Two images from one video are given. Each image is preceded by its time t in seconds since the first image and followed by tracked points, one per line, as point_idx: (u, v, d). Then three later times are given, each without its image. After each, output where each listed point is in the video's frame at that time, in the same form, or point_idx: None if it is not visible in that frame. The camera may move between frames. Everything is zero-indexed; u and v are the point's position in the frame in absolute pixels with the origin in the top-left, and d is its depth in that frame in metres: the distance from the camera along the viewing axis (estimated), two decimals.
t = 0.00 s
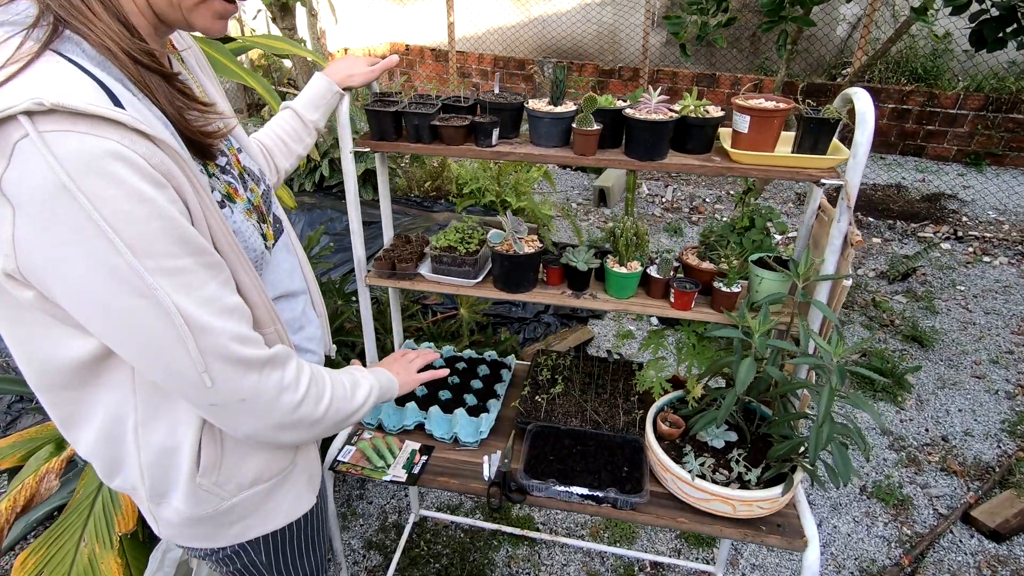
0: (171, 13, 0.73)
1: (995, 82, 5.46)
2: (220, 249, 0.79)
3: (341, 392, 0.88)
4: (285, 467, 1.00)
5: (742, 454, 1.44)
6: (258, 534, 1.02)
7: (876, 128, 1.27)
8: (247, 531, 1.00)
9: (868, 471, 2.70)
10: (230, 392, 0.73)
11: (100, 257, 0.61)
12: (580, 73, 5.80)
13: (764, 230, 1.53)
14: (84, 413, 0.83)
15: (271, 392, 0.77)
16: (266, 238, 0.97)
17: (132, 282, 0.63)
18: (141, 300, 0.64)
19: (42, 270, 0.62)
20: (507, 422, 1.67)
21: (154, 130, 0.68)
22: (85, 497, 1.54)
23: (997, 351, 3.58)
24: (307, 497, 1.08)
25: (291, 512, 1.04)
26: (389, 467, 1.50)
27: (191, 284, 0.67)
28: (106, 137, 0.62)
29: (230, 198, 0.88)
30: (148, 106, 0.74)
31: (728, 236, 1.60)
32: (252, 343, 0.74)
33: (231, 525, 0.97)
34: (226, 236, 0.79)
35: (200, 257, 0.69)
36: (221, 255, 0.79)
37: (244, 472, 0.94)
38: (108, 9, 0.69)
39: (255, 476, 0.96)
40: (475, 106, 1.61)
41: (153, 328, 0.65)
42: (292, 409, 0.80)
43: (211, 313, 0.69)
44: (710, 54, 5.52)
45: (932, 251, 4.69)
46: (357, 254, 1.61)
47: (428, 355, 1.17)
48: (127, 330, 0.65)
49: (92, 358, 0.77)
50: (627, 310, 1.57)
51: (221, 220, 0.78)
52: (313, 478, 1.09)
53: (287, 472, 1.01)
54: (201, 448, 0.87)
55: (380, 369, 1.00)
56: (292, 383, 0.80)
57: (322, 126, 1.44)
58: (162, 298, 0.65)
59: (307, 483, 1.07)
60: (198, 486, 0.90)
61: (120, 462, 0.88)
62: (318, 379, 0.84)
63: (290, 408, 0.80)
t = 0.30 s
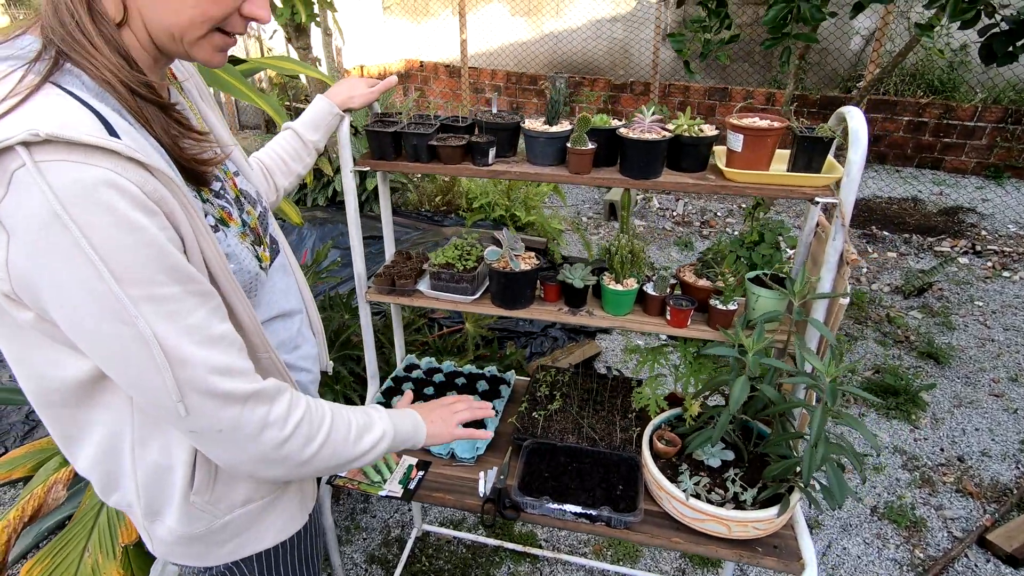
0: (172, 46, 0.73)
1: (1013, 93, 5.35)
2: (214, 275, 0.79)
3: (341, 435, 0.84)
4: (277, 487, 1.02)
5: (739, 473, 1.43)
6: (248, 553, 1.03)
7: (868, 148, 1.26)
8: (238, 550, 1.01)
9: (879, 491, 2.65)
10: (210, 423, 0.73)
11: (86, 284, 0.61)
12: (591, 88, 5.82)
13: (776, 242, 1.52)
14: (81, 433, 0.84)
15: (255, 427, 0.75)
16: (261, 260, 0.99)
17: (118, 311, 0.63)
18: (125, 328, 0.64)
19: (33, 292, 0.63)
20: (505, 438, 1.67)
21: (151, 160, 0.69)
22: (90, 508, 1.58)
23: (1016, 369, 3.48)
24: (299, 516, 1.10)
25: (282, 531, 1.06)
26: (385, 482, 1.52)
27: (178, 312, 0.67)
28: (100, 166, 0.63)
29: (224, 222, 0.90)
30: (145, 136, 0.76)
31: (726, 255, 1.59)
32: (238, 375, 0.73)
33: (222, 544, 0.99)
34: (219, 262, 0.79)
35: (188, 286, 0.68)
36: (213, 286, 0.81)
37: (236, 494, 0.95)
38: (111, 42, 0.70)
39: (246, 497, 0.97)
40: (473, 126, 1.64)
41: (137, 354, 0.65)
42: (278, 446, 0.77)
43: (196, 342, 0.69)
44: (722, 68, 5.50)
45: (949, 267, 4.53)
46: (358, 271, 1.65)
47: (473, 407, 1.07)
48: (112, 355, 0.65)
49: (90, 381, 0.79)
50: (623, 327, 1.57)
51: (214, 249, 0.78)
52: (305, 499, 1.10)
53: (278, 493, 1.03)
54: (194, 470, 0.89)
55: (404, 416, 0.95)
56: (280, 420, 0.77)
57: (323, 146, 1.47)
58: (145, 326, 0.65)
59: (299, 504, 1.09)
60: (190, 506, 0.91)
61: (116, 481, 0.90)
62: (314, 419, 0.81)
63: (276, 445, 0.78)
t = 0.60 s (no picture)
0: (164, 76, 0.76)
1: None
2: (195, 293, 0.82)
3: (316, 440, 0.87)
4: (264, 501, 1.03)
5: (732, 488, 1.41)
6: (236, 568, 1.04)
7: (856, 160, 1.26)
8: (226, 565, 1.02)
9: (887, 506, 2.59)
10: (193, 437, 0.75)
11: (67, 309, 0.64)
12: (599, 101, 5.84)
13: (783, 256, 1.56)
14: (69, 450, 0.87)
15: (237, 438, 0.77)
16: (247, 279, 1.01)
17: (99, 333, 0.65)
18: (105, 350, 0.66)
19: (16, 319, 0.65)
20: (498, 451, 1.68)
21: (131, 188, 0.71)
22: (91, 520, 1.61)
23: None
24: (287, 530, 1.10)
25: (270, 545, 1.07)
26: (378, 495, 1.52)
27: (158, 331, 0.69)
28: (78, 195, 0.65)
29: (208, 243, 0.93)
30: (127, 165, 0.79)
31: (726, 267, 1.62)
32: (219, 390, 0.75)
33: (210, 559, 1.00)
34: (200, 281, 0.82)
35: (168, 306, 0.71)
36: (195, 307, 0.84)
37: (222, 509, 0.97)
38: (96, 74, 0.73)
39: (232, 511, 0.98)
40: (465, 141, 1.67)
41: (119, 374, 0.68)
42: (260, 454, 0.80)
43: (177, 360, 0.71)
44: (729, 79, 5.49)
45: (960, 279, 4.38)
46: (353, 284, 1.67)
47: (423, 405, 1.15)
48: (94, 377, 0.67)
49: (76, 399, 0.81)
50: (614, 340, 1.57)
51: (196, 269, 0.81)
52: (293, 511, 1.11)
53: (266, 506, 1.04)
54: (180, 485, 0.90)
55: (366, 418, 1.00)
56: (262, 429, 0.80)
57: (317, 162, 1.51)
58: (126, 346, 0.67)
59: (287, 518, 1.10)
60: (177, 522, 0.92)
61: (104, 497, 0.92)
62: (292, 425, 0.85)
63: (259, 452, 0.80)
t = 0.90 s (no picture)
0: (153, 81, 0.77)
1: None
2: (179, 296, 0.83)
3: (301, 441, 0.88)
4: (250, 503, 1.03)
5: (726, 492, 1.40)
6: (224, 569, 1.05)
7: (848, 161, 1.26)
8: (214, 566, 1.02)
9: (892, 513, 2.55)
10: (173, 439, 0.75)
11: (47, 311, 0.65)
12: (603, 106, 5.84)
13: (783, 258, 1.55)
14: (56, 452, 0.88)
15: (218, 440, 0.78)
16: (234, 282, 1.02)
17: (80, 335, 0.66)
18: (85, 352, 0.67)
19: None
20: (493, 455, 1.67)
21: (114, 191, 0.72)
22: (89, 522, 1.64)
23: None
24: (274, 532, 1.10)
25: (256, 548, 1.07)
26: (371, 499, 1.52)
27: (139, 333, 0.70)
28: (59, 198, 0.66)
29: (195, 246, 0.94)
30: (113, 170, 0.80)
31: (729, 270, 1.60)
32: (199, 392, 0.75)
33: (197, 561, 1.00)
34: (184, 283, 0.83)
35: (150, 307, 0.71)
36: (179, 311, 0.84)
37: (208, 510, 0.97)
38: (84, 79, 0.74)
39: (219, 513, 0.99)
40: (459, 146, 1.67)
41: (98, 376, 0.68)
42: (242, 455, 0.81)
43: (158, 361, 0.72)
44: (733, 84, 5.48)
45: (968, 282, 4.33)
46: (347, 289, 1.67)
47: (422, 406, 1.10)
48: (75, 379, 0.68)
49: (62, 401, 0.82)
50: (608, 343, 1.57)
51: (179, 270, 0.81)
52: (280, 514, 1.11)
53: (252, 508, 1.04)
54: (165, 487, 0.91)
55: (356, 418, 0.99)
56: (243, 431, 0.80)
57: (310, 167, 1.52)
58: (106, 347, 0.67)
59: (274, 520, 1.10)
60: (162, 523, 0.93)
61: (90, 499, 0.92)
62: (275, 427, 0.85)
63: (241, 455, 0.81)
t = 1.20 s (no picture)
0: (119, 76, 0.77)
1: None
2: (146, 303, 0.81)
3: (270, 457, 0.86)
4: (224, 514, 1.02)
5: (720, 501, 1.37)
6: None
7: (842, 163, 1.24)
8: None
9: (894, 520, 2.51)
10: (131, 453, 0.73)
11: None
12: (604, 110, 5.82)
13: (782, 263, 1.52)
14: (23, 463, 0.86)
15: (179, 454, 0.76)
16: (209, 288, 1.02)
17: (30, 342, 0.64)
18: (36, 359, 0.65)
19: None
20: (485, 461, 1.65)
21: (74, 195, 0.71)
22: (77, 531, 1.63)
23: None
24: (249, 546, 1.09)
25: (230, 561, 1.05)
26: (360, 506, 1.50)
27: (94, 342, 0.68)
28: (11, 201, 0.64)
29: (166, 252, 0.93)
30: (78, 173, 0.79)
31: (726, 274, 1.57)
32: (160, 405, 0.74)
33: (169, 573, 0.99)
34: (150, 291, 0.81)
35: (109, 316, 0.70)
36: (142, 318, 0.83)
37: (178, 523, 0.96)
38: (48, 80, 0.73)
39: (189, 526, 0.97)
40: (450, 149, 1.66)
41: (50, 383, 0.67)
42: (205, 470, 0.79)
43: (115, 371, 0.70)
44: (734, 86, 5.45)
45: (971, 285, 4.29)
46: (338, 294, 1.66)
47: (408, 418, 1.08)
48: (30, 387, 0.67)
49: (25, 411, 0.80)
50: (601, 348, 1.55)
51: (146, 276, 0.80)
52: (256, 527, 1.10)
53: (226, 520, 1.02)
54: (132, 499, 0.90)
55: (333, 432, 0.97)
56: (207, 446, 0.79)
57: (300, 170, 1.50)
58: (57, 356, 0.66)
59: (249, 533, 1.08)
60: (130, 534, 0.92)
61: (60, 510, 0.91)
62: (242, 442, 0.83)
63: (204, 470, 0.79)
